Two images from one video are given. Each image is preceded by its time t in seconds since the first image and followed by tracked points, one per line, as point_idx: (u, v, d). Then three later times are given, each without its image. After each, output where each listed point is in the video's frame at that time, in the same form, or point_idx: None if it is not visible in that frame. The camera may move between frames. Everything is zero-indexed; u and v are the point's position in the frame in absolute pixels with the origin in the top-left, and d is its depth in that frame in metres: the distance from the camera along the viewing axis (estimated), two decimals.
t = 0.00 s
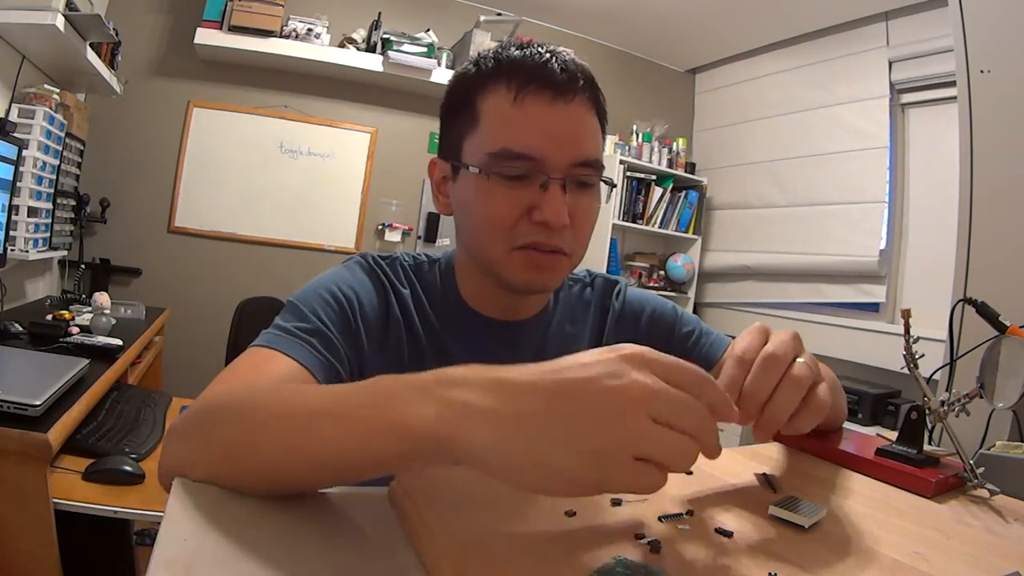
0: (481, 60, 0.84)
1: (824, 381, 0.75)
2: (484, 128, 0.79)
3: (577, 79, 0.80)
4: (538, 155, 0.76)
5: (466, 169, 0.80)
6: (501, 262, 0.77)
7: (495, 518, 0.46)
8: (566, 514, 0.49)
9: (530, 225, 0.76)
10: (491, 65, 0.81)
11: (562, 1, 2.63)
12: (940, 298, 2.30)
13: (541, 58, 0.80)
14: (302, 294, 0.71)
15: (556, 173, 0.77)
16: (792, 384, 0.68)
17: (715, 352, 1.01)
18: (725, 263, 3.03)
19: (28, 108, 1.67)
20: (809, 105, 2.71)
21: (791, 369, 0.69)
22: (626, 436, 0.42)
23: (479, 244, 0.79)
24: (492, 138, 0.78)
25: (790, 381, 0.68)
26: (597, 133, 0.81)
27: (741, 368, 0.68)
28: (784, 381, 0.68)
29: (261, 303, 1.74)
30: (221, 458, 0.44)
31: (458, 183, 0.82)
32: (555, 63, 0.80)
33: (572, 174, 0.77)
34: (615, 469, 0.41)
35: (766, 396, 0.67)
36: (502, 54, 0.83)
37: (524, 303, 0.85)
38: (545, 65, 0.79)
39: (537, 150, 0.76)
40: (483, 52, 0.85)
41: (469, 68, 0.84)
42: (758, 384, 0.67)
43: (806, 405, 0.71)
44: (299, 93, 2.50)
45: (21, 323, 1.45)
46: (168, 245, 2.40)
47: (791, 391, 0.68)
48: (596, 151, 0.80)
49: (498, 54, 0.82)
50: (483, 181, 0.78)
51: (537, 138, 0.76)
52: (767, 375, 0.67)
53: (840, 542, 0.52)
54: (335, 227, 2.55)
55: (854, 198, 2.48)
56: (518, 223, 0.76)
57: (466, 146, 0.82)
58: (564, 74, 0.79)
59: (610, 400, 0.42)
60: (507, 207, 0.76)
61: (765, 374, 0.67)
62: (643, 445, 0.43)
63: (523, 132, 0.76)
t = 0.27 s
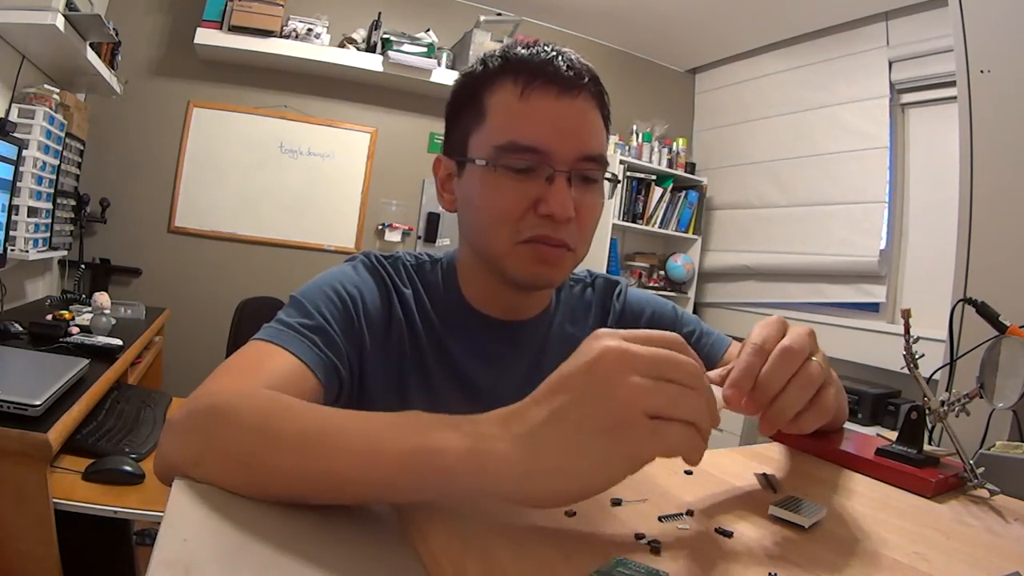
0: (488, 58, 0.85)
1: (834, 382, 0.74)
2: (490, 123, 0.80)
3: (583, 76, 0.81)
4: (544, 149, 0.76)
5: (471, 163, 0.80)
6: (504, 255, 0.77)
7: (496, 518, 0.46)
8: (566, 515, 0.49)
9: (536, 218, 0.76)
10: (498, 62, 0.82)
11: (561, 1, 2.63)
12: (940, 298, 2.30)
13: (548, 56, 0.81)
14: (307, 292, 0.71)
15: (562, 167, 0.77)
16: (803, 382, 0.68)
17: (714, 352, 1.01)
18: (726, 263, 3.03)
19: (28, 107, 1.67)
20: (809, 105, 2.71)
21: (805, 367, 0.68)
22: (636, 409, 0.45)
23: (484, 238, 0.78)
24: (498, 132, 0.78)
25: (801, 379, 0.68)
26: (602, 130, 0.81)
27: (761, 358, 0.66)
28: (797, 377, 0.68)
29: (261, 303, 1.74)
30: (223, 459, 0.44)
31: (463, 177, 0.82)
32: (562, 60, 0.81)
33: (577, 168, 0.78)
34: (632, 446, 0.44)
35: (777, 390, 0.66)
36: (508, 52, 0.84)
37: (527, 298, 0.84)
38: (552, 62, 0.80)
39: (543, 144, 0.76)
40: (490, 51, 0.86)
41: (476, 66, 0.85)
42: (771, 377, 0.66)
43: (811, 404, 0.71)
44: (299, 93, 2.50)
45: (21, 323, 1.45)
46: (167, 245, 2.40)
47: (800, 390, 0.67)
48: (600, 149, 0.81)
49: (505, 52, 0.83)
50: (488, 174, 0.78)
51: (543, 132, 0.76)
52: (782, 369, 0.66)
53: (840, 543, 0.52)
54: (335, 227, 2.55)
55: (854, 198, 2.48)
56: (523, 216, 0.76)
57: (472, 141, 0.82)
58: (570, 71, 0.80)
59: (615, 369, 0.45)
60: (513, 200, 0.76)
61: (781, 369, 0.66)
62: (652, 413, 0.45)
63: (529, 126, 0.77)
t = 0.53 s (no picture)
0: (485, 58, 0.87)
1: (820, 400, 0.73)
2: (480, 120, 0.81)
3: (574, 73, 0.81)
4: (529, 144, 0.77)
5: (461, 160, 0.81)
6: (489, 250, 0.77)
7: (496, 519, 0.46)
8: (566, 515, 0.49)
9: (519, 212, 0.76)
10: (491, 61, 0.83)
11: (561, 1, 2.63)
12: (940, 298, 2.30)
13: (540, 54, 0.82)
14: (308, 293, 0.71)
15: (547, 162, 0.77)
16: (786, 390, 0.67)
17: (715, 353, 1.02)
18: (726, 263, 3.03)
19: (28, 108, 1.67)
20: (809, 105, 2.71)
21: (790, 378, 0.67)
22: (627, 385, 0.43)
23: (473, 234, 0.79)
24: (486, 129, 0.79)
25: (785, 387, 0.67)
26: (594, 127, 0.81)
27: (747, 360, 0.66)
28: (778, 386, 0.67)
29: (261, 303, 1.74)
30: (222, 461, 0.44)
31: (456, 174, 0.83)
32: (554, 57, 0.82)
33: (563, 164, 0.78)
34: (628, 425, 0.43)
35: (757, 393, 0.65)
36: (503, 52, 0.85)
37: (520, 296, 0.84)
38: (542, 60, 0.81)
39: (528, 139, 0.77)
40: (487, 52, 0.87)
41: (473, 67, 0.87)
42: (753, 383, 0.65)
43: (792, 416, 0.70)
44: (299, 93, 2.50)
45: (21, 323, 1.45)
46: (167, 245, 2.39)
47: (780, 400, 0.66)
48: (590, 146, 0.80)
49: (501, 52, 0.84)
50: (475, 169, 0.79)
51: (529, 127, 0.77)
52: (766, 375, 0.66)
53: (840, 543, 0.52)
54: (335, 227, 2.55)
55: (854, 198, 2.48)
56: (506, 211, 0.76)
57: (466, 139, 0.84)
58: (560, 68, 0.80)
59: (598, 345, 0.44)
60: (497, 195, 0.77)
61: (765, 372, 0.66)
62: (645, 389, 0.44)
63: (514, 122, 0.77)
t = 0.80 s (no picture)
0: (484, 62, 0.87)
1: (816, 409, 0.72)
2: (479, 123, 0.81)
3: (572, 75, 0.81)
4: (525, 146, 0.77)
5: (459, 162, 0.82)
6: (486, 252, 0.77)
7: (497, 519, 0.46)
8: (566, 515, 0.49)
9: (515, 214, 0.75)
10: (489, 64, 0.84)
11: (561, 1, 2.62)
12: (940, 297, 2.30)
13: (538, 55, 0.82)
14: (309, 296, 0.71)
15: (544, 164, 0.77)
16: (785, 396, 0.66)
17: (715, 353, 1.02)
18: (726, 263, 3.03)
19: (28, 107, 1.67)
20: (809, 105, 2.71)
21: (791, 385, 0.66)
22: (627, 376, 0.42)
23: (470, 236, 0.79)
24: (484, 131, 0.80)
25: (786, 394, 0.66)
26: (593, 128, 0.81)
27: (751, 363, 0.65)
28: (778, 393, 0.66)
29: (261, 303, 1.74)
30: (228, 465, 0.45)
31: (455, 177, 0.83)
32: (552, 59, 0.82)
33: (560, 166, 0.78)
34: (621, 418, 0.42)
35: (757, 396, 0.64)
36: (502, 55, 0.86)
37: (519, 297, 0.84)
38: (539, 62, 0.81)
39: (525, 141, 0.77)
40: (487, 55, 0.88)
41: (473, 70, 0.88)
42: (753, 386, 0.65)
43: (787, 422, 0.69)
44: (299, 93, 2.50)
45: (21, 323, 1.45)
46: (167, 245, 2.39)
47: (780, 407, 0.65)
48: (589, 147, 0.80)
49: (500, 54, 0.84)
50: (473, 172, 0.79)
51: (526, 129, 0.77)
52: (768, 379, 0.65)
53: (840, 543, 0.52)
54: (335, 227, 2.55)
55: (854, 198, 2.47)
56: (503, 213, 0.76)
57: (465, 142, 0.84)
58: (557, 70, 0.80)
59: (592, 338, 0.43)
60: (494, 197, 0.77)
61: (769, 376, 0.65)
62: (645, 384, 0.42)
63: (511, 124, 0.77)
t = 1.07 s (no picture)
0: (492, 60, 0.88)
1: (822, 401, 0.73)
2: (486, 125, 0.83)
3: (578, 77, 0.81)
4: (531, 151, 0.79)
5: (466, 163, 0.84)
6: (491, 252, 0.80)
7: (497, 521, 0.46)
8: (567, 515, 0.49)
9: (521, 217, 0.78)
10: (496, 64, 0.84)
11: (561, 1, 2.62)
12: (940, 298, 2.30)
13: (544, 57, 0.82)
14: (314, 296, 0.71)
15: (550, 167, 0.80)
16: (790, 392, 0.67)
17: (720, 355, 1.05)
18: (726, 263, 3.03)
19: (28, 107, 1.67)
20: (809, 105, 2.71)
21: (793, 380, 0.68)
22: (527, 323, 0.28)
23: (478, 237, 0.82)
24: (490, 134, 0.81)
25: (790, 390, 0.67)
26: (600, 130, 0.82)
27: (751, 363, 0.66)
28: (784, 390, 0.67)
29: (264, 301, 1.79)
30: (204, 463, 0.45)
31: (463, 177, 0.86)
32: (558, 60, 0.82)
33: (566, 169, 0.80)
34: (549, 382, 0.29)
35: (764, 396, 0.65)
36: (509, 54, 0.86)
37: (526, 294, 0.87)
38: (546, 63, 0.81)
39: (531, 146, 0.79)
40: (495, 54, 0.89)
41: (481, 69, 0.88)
42: (756, 385, 0.66)
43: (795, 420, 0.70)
44: (299, 93, 2.50)
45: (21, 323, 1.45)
46: (167, 245, 2.39)
47: (789, 402, 0.66)
48: (595, 151, 0.81)
49: (505, 53, 0.84)
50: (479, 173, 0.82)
51: (532, 134, 0.78)
52: (770, 376, 0.66)
53: (841, 543, 0.52)
54: (335, 227, 2.55)
55: (854, 198, 2.47)
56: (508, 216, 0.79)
57: (472, 143, 0.86)
58: (564, 73, 0.80)
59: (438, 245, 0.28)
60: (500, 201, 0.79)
61: (769, 374, 0.66)
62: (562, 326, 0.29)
63: (517, 127, 0.79)
